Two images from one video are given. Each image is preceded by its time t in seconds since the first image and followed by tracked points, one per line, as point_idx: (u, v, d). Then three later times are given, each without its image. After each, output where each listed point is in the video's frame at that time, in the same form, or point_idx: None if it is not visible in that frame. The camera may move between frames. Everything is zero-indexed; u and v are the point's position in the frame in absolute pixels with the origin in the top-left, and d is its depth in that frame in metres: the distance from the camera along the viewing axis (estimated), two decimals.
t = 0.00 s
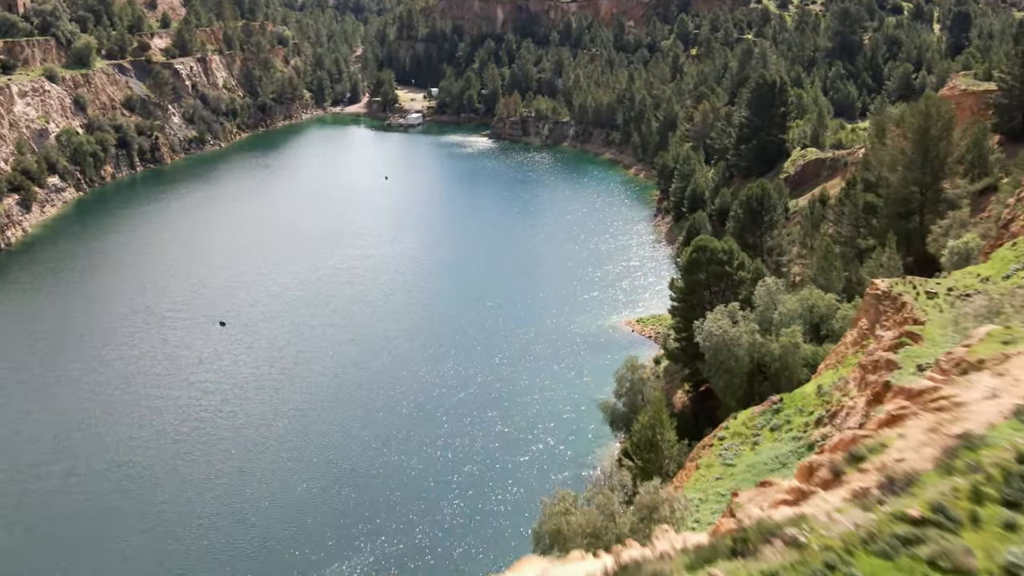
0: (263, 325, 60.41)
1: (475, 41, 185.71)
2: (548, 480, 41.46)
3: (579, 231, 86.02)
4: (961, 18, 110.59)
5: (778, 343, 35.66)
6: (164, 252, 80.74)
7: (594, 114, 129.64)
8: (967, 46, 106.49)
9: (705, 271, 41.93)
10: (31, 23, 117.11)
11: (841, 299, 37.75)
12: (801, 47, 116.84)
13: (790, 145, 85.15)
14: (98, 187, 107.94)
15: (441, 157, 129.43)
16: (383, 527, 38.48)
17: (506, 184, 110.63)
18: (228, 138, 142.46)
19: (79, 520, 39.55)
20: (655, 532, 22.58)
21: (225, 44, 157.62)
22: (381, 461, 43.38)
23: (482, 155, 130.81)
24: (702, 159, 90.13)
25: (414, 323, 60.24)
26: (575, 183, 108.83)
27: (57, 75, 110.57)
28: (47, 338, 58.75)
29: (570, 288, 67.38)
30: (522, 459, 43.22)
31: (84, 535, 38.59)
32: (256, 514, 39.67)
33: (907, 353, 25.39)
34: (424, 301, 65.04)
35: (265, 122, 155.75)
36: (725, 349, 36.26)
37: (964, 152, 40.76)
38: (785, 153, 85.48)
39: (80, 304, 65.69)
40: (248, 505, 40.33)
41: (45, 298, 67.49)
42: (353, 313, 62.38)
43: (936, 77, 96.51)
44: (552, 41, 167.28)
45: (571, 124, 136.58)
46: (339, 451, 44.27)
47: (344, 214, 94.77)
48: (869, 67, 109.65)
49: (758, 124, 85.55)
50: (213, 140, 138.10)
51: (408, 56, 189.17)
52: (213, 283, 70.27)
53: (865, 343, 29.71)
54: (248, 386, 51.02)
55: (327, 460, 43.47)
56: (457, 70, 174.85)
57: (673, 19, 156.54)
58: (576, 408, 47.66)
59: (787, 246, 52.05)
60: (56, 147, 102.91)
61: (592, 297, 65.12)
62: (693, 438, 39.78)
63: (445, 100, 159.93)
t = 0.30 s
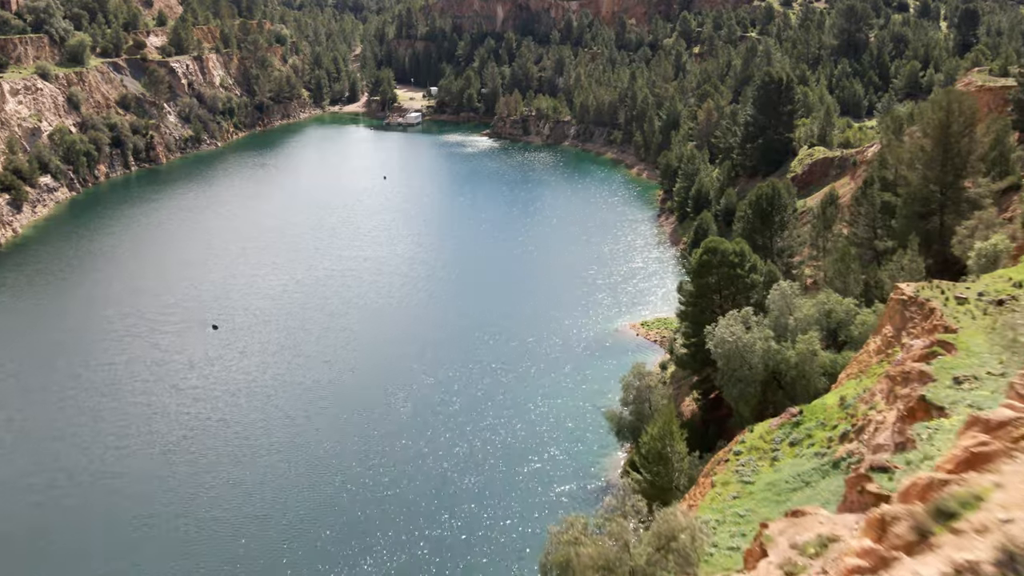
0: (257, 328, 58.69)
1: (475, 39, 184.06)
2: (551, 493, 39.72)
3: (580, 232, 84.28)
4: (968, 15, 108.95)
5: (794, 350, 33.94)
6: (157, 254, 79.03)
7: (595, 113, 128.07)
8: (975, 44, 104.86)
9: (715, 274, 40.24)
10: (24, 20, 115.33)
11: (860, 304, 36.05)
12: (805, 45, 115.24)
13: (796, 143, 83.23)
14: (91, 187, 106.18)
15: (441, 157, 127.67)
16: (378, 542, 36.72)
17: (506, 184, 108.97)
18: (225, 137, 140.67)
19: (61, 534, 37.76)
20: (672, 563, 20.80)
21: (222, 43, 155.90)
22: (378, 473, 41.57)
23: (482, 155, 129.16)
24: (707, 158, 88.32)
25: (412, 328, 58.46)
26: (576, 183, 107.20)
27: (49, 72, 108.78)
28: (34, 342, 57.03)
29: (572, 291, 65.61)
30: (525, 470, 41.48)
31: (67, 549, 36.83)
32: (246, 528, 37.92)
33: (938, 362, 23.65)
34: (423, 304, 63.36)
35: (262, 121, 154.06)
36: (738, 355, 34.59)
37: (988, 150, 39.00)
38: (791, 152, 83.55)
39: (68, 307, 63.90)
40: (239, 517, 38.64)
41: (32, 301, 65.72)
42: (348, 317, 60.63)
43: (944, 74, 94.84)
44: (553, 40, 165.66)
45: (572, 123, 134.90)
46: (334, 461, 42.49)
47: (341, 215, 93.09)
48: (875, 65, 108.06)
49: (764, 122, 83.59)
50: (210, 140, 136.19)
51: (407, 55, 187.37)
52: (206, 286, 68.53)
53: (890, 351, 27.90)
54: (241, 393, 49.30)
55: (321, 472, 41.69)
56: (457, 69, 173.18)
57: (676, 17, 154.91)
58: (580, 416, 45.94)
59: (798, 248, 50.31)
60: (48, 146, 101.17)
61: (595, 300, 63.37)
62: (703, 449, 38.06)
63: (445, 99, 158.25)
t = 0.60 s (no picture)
0: (250, 332, 56.90)
1: (474, 38, 182.18)
2: (554, 506, 37.90)
3: (582, 232, 82.55)
4: (976, 11, 107.09)
5: (811, 357, 32.16)
6: (149, 255, 77.26)
7: (596, 111, 126.36)
8: (983, 41, 103.05)
9: (726, 276, 38.48)
10: (17, 17, 113.55)
11: (881, 309, 34.26)
12: (810, 42, 113.41)
13: (803, 141, 81.49)
14: (85, 186, 104.39)
15: (441, 157, 125.91)
16: (372, 558, 34.89)
17: (507, 183, 107.25)
18: (222, 136, 138.83)
19: (38, 549, 36.00)
20: None
21: (219, 40, 154.10)
22: (374, 485, 39.74)
23: (482, 154, 127.43)
24: (711, 157, 86.55)
25: (411, 332, 56.65)
26: (577, 183, 105.43)
27: (42, 70, 106.99)
28: (20, 346, 55.29)
29: (574, 293, 63.85)
30: (527, 481, 39.68)
31: (46, 564, 35.08)
32: (234, 543, 36.11)
33: (975, 374, 21.82)
34: (421, 306, 61.60)
35: (260, 120, 152.24)
36: (752, 363, 32.86)
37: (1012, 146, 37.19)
38: (798, 150, 81.82)
39: (56, 309, 62.13)
40: (227, 532, 36.84)
41: (20, 303, 63.97)
42: (344, 320, 58.86)
43: (953, 72, 93.08)
44: (553, 38, 163.87)
45: (573, 122, 133.07)
46: (327, 472, 40.66)
47: (338, 216, 91.34)
48: (882, 62, 106.28)
49: (770, 120, 81.88)
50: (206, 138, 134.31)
51: (406, 53, 185.56)
52: (199, 288, 66.77)
53: (919, 358, 26.01)
54: (233, 399, 47.50)
55: (314, 484, 39.84)
56: (456, 67, 171.35)
57: (678, 15, 153.10)
58: (584, 423, 44.18)
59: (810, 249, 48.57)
60: (41, 145, 99.41)
61: (598, 303, 61.64)
62: (714, 461, 36.33)
63: (444, 98, 156.47)
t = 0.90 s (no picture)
0: (243, 335, 55.17)
1: (474, 35, 180.38)
2: (558, 518, 36.19)
3: (584, 232, 80.88)
4: (984, 7, 105.24)
5: (830, 363, 30.50)
6: (141, 256, 75.54)
7: (597, 110, 124.71)
8: (991, 37, 101.28)
9: (738, 278, 36.78)
10: (9, 14, 111.88)
11: (902, 313, 32.58)
12: (815, 39, 111.76)
13: (810, 139, 79.75)
14: (78, 185, 102.71)
15: (440, 156, 124.17)
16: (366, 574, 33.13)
17: (507, 183, 105.53)
18: (218, 135, 137.05)
19: (16, 564, 34.31)
20: None
21: (215, 38, 152.40)
22: (369, 496, 37.96)
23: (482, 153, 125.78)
24: (716, 155, 84.77)
25: (408, 335, 54.94)
26: (578, 182, 103.72)
27: (34, 67, 105.32)
28: (6, 349, 53.62)
29: (576, 295, 62.21)
30: (530, 492, 37.94)
31: None
32: (220, 558, 34.39)
33: (1019, 382, 20.03)
34: (419, 309, 59.88)
35: (257, 118, 150.49)
36: (768, 370, 31.24)
37: None
38: (805, 148, 80.08)
39: (44, 312, 60.43)
40: (214, 546, 35.13)
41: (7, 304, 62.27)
42: (339, 324, 57.10)
43: (961, 69, 91.36)
44: (554, 36, 162.11)
45: (574, 121, 131.28)
46: (320, 483, 38.90)
47: (335, 215, 89.69)
48: (888, 59, 104.53)
49: (776, 117, 80.18)
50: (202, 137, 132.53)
51: (405, 52, 183.83)
52: (191, 290, 65.06)
53: (950, 366, 24.24)
54: (223, 406, 45.71)
55: (306, 495, 38.08)
56: (456, 65, 169.55)
57: (679, 13, 151.39)
58: (588, 430, 42.50)
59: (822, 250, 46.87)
60: (33, 143, 97.76)
61: (600, 305, 59.96)
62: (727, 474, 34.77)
63: (444, 96, 154.73)
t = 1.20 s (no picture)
0: (236, 337, 53.51)
1: (474, 33, 178.68)
2: (561, 530, 34.54)
3: (585, 232, 79.21)
4: (993, 4, 103.49)
5: (851, 370, 28.86)
6: (133, 256, 73.89)
7: (599, 108, 123.04)
8: (1000, 34, 99.56)
9: (751, 278, 35.07)
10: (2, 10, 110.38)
11: (926, 316, 30.89)
12: (821, 35, 109.99)
13: (817, 136, 78.06)
14: (71, 184, 101.07)
15: (440, 154, 122.51)
16: None
17: (507, 181, 103.85)
18: (215, 133, 135.28)
19: None
20: None
21: (212, 36, 150.77)
22: (364, 508, 36.27)
23: (481, 152, 124.05)
24: (720, 152, 82.88)
25: (405, 338, 53.27)
26: (579, 181, 102.02)
27: (27, 64, 103.75)
28: None
29: (578, 296, 60.55)
30: (531, 503, 36.25)
31: None
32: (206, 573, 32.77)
33: None
34: (417, 311, 58.24)
35: (254, 117, 148.82)
36: (784, 377, 29.58)
37: None
38: (812, 146, 78.36)
39: (32, 313, 58.81)
40: (200, 560, 33.47)
41: None
42: (336, 326, 55.42)
43: (969, 65, 89.59)
44: (554, 34, 160.42)
45: (575, 119, 129.58)
46: (313, 494, 37.26)
47: (332, 215, 88.00)
48: (895, 56, 102.82)
49: (782, 114, 78.39)
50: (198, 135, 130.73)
51: (404, 50, 182.05)
52: (183, 290, 63.44)
53: (986, 374, 22.47)
54: (213, 412, 44.03)
55: (298, 507, 36.40)
56: (456, 63, 167.81)
57: (681, 10, 149.73)
58: (592, 438, 40.84)
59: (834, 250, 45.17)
60: (25, 140, 96.18)
61: (603, 306, 58.32)
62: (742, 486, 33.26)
63: (444, 95, 153.00)
